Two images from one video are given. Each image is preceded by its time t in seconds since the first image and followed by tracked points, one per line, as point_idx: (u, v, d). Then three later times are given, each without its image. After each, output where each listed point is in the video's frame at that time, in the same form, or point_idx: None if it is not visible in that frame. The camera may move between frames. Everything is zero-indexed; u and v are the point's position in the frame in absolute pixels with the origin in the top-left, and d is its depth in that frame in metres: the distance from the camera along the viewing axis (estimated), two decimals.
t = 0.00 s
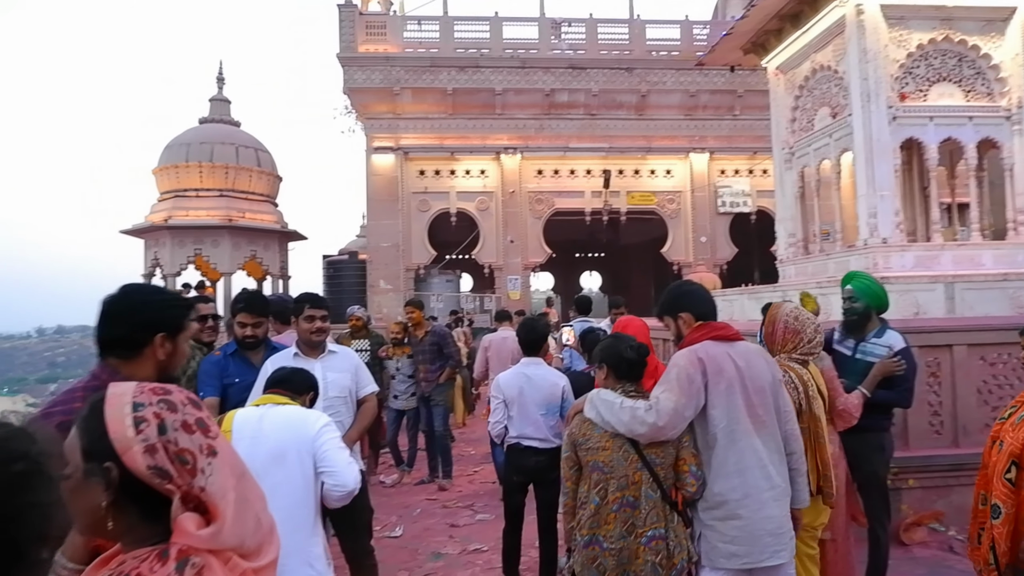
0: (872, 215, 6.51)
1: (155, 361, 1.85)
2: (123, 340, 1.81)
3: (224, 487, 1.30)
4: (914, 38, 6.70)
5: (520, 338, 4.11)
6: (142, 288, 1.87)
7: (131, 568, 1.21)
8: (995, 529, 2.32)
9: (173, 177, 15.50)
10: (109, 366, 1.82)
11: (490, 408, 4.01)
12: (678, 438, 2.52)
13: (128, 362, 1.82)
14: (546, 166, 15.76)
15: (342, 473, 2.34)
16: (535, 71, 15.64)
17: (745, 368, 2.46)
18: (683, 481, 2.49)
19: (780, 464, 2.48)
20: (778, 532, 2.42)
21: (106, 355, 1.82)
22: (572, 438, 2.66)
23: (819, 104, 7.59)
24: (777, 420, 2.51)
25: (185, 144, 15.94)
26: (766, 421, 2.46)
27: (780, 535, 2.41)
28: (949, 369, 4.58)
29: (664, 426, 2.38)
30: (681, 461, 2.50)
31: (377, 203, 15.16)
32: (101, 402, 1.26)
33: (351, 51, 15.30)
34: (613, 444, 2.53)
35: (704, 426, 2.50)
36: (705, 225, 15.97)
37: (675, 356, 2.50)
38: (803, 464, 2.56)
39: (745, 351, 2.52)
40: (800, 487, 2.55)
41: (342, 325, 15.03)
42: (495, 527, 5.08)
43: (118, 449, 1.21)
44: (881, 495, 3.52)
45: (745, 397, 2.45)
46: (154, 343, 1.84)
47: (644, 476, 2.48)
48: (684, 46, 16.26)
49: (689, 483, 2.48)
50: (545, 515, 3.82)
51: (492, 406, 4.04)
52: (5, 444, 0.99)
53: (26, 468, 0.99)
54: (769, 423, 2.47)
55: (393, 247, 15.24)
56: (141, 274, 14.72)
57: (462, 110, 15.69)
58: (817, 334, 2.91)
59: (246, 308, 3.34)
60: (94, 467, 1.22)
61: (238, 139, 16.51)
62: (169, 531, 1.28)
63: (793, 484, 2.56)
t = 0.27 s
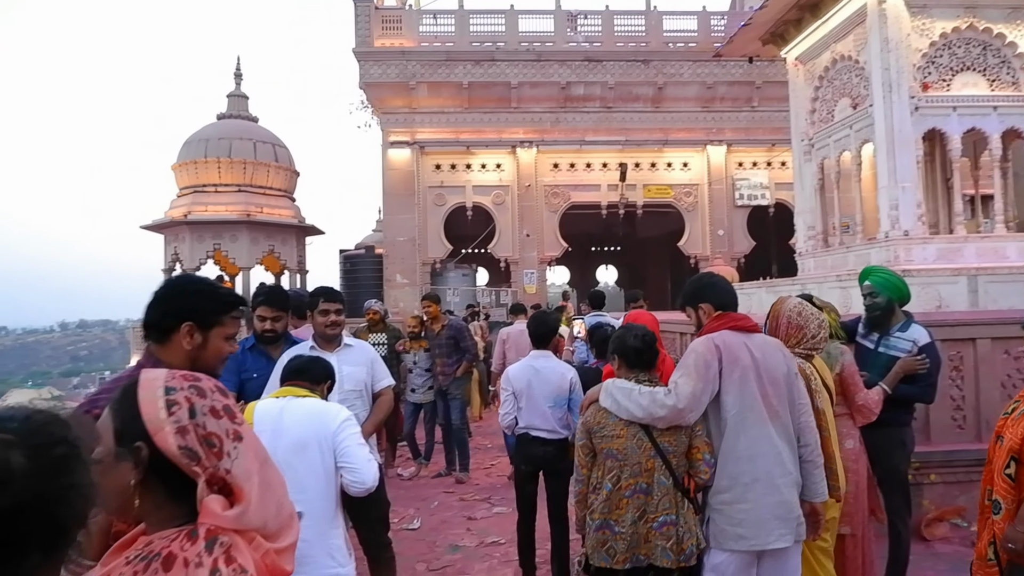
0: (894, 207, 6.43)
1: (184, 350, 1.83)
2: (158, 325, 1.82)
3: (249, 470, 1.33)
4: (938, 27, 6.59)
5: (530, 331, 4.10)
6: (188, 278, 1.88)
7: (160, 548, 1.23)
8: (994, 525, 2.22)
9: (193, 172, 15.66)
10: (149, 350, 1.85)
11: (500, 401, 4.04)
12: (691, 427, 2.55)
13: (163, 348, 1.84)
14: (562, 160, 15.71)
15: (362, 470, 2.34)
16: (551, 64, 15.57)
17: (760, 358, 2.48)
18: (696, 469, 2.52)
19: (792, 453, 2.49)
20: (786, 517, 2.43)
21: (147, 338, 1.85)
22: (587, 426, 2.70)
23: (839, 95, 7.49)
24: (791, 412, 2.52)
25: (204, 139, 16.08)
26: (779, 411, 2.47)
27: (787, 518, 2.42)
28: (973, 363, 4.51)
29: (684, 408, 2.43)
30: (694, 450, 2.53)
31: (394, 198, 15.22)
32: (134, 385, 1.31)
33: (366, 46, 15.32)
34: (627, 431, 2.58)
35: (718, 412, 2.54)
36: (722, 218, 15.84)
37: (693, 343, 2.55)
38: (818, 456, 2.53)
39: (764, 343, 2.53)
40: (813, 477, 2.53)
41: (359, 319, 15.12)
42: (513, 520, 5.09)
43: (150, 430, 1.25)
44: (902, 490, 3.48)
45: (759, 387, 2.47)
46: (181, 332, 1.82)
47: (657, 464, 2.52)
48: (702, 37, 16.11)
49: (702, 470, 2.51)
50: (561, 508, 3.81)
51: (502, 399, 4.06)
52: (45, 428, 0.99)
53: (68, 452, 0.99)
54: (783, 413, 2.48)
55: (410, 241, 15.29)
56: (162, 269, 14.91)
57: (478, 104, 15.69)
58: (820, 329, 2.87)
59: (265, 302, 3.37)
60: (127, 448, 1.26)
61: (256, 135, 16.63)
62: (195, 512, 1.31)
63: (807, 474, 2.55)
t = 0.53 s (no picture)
0: (910, 205, 6.36)
1: (210, 348, 1.80)
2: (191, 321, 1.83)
3: (265, 463, 1.41)
4: (955, 22, 6.51)
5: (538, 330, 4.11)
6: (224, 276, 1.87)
7: (179, 536, 1.27)
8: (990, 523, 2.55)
9: (207, 171, 15.78)
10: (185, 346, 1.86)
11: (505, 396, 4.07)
12: (696, 424, 2.78)
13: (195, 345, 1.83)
14: (573, 158, 15.67)
15: (375, 473, 2.36)
16: (562, 62, 15.54)
17: (773, 354, 2.66)
18: (702, 464, 2.75)
19: (801, 447, 2.66)
20: (796, 510, 2.61)
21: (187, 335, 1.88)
22: (595, 423, 2.87)
23: (855, 92, 7.43)
24: (801, 407, 2.69)
25: (218, 138, 16.18)
26: (789, 405, 2.65)
27: (797, 512, 2.60)
28: (990, 363, 4.44)
29: (690, 399, 2.62)
30: (700, 446, 2.77)
31: (405, 196, 15.25)
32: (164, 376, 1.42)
33: (379, 44, 15.35)
34: (634, 428, 2.77)
35: (730, 405, 2.72)
36: (735, 216, 15.74)
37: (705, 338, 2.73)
38: (827, 452, 2.70)
39: (774, 340, 2.70)
40: (822, 472, 2.69)
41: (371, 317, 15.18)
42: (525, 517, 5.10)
43: (175, 417, 1.34)
44: (917, 490, 3.45)
45: (771, 382, 2.65)
46: (206, 330, 1.79)
47: (663, 460, 2.73)
48: (715, 34, 16.01)
49: (707, 465, 2.75)
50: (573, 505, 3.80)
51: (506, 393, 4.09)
52: (78, 422, 1.10)
53: (98, 445, 1.11)
54: (792, 408, 2.65)
55: (421, 240, 15.32)
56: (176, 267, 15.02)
57: (490, 102, 15.69)
58: (820, 330, 2.97)
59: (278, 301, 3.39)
60: (150, 436, 1.35)
61: (269, 133, 16.72)
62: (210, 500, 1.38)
63: (816, 469, 2.71)
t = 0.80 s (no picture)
0: (923, 200, 6.30)
1: (241, 349, 1.77)
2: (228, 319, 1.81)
3: (280, 456, 1.47)
4: (969, 16, 6.44)
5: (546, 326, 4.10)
6: (265, 276, 1.84)
7: (202, 523, 1.29)
8: (981, 516, 2.69)
9: (217, 169, 15.86)
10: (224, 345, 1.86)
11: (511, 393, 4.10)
12: (697, 420, 2.83)
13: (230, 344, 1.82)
14: (583, 155, 15.63)
15: (391, 469, 2.37)
16: (571, 59, 15.52)
17: (779, 349, 2.68)
18: (704, 458, 2.83)
19: (807, 441, 2.68)
20: (801, 503, 2.62)
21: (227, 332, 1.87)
22: (598, 421, 2.94)
23: (867, 87, 7.38)
24: (807, 401, 2.71)
25: (228, 136, 16.24)
26: (795, 400, 2.67)
27: (803, 505, 2.61)
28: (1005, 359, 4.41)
29: (691, 395, 2.68)
30: (701, 441, 2.83)
31: (414, 193, 15.27)
32: (183, 371, 1.46)
33: (388, 42, 15.37)
34: (636, 425, 2.82)
35: (737, 400, 2.75)
36: (745, 213, 15.67)
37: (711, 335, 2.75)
38: (832, 446, 2.71)
39: (781, 336, 2.71)
40: (828, 466, 2.72)
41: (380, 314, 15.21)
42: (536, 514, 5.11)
43: (196, 409, 1.38)
44: (930, 488, 3.43)
45: (777, 377, 2.67)
46: (240, 329, 1.76)
47: (665, 455, 2.78)
48: (724, 30, 15.93)
49: (709, 458, 2.82)
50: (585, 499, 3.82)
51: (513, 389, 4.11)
52: (109, 416, 1.12)
53: (131, 438, 1.13)
54: (799, 402, 2.68)
55: (430, 237, 15.34)
56: (187, 265, 15.10)
57: (498, 99, 15.69)
58: (820, 327, 3.10)
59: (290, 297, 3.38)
60: (171, 427, 1.37)
61: (278, 131, 16.77)
62: (226, 492, 1.41)
63: (822, 462, 2.73)
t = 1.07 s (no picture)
0: (934, 192, 6.26)
1: (279, 351, 1.80)
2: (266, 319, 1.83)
3: (295, 446, 1.49)
4: (981, 5, 6.37)
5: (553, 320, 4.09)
6: (303, 277, 1.85)
7: (222, 513, 1.30)
8: (968, 503, 2.70)
9: (225, 165, 15.90)
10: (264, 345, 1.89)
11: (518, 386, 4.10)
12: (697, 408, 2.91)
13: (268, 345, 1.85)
14: (589, 149, 15.58)
15: (399, 466, 2.36)
16: (577, 52, 15.47)
17: (780, 344, 2.69)
18: (706, 442, 2.91)
19: (809, 433, 2.69)
20: (804, 494, 2.64)
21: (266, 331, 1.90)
22: (601, 409, 3.04)
23: (877, 78, 7.31)
24: (809, 395, 2.72)
25: (235, 133, 16.28)
26: (797, 394, 2.68)
27: (805, 496, 2.63)
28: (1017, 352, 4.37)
29: (688, 386, 2.73)
30: (703, 427, 2.91)
31: (421, 188, 15.26)
32: (193, 365, 1.46)
33: (394, 37, 15.34)
34: (638, 414, 2.90)
35: (738, 393, 2.76)
36: (753, 206, 15.59)
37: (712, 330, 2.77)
38: (834, 438, 2.73)
39: (782, 330, 2.72)
40: (829, 459, 2.74)
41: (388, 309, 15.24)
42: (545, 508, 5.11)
43: (210, 404, 1.38)
44: (940, 482, 3.42)
45: (779, 370, 2.68)
46: (279, 332, 1.78)
47: (666, 442, 2.87)
48: (732, 22, 15.82)
49: (712, 443, 2.89)
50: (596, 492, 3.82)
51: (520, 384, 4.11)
52: (135, 409, 1.13)
53: (155, 430, 1.14)
54: (801, 396, 2.69)
55: (438, 232, 15.34)
56: (195, 261, 15.15)
57: (505, 93, 15.65)
58: (817, 318, 3.20)
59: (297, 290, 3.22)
60: (186, 421, 1.37)
61: (285, 127, 16.79)
62: (240, 485, 1.42)
63: (824, 456, 2.76)
